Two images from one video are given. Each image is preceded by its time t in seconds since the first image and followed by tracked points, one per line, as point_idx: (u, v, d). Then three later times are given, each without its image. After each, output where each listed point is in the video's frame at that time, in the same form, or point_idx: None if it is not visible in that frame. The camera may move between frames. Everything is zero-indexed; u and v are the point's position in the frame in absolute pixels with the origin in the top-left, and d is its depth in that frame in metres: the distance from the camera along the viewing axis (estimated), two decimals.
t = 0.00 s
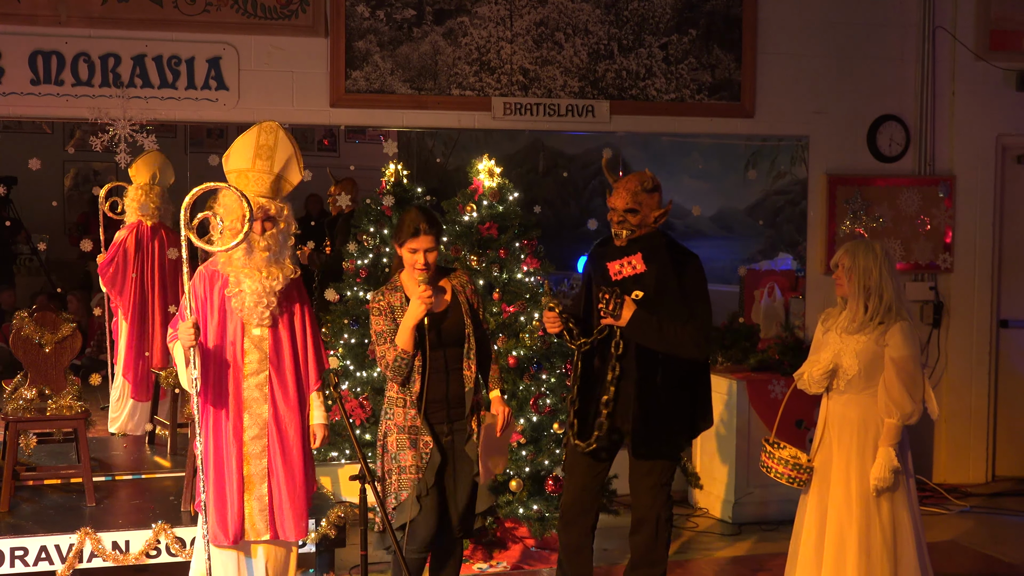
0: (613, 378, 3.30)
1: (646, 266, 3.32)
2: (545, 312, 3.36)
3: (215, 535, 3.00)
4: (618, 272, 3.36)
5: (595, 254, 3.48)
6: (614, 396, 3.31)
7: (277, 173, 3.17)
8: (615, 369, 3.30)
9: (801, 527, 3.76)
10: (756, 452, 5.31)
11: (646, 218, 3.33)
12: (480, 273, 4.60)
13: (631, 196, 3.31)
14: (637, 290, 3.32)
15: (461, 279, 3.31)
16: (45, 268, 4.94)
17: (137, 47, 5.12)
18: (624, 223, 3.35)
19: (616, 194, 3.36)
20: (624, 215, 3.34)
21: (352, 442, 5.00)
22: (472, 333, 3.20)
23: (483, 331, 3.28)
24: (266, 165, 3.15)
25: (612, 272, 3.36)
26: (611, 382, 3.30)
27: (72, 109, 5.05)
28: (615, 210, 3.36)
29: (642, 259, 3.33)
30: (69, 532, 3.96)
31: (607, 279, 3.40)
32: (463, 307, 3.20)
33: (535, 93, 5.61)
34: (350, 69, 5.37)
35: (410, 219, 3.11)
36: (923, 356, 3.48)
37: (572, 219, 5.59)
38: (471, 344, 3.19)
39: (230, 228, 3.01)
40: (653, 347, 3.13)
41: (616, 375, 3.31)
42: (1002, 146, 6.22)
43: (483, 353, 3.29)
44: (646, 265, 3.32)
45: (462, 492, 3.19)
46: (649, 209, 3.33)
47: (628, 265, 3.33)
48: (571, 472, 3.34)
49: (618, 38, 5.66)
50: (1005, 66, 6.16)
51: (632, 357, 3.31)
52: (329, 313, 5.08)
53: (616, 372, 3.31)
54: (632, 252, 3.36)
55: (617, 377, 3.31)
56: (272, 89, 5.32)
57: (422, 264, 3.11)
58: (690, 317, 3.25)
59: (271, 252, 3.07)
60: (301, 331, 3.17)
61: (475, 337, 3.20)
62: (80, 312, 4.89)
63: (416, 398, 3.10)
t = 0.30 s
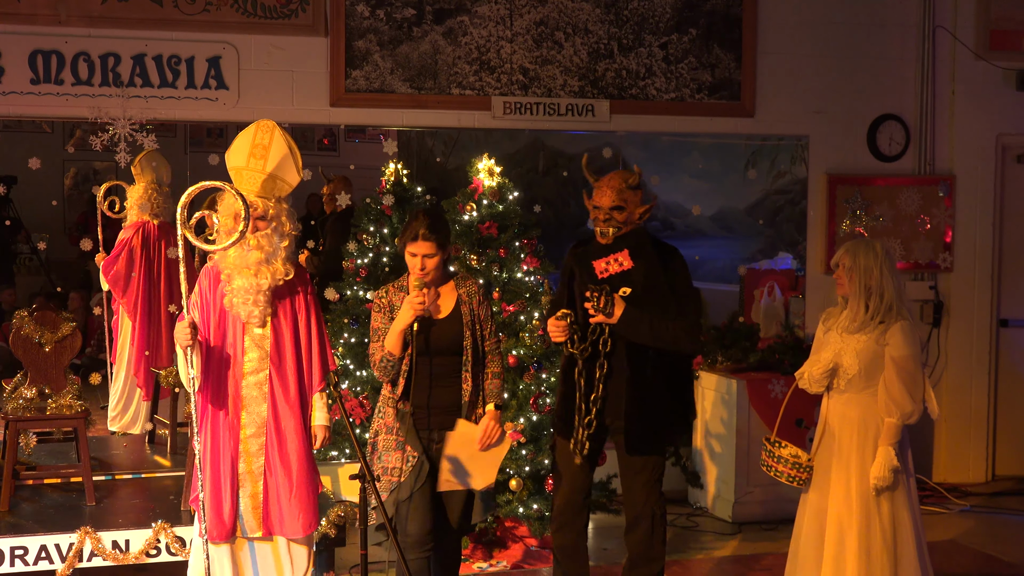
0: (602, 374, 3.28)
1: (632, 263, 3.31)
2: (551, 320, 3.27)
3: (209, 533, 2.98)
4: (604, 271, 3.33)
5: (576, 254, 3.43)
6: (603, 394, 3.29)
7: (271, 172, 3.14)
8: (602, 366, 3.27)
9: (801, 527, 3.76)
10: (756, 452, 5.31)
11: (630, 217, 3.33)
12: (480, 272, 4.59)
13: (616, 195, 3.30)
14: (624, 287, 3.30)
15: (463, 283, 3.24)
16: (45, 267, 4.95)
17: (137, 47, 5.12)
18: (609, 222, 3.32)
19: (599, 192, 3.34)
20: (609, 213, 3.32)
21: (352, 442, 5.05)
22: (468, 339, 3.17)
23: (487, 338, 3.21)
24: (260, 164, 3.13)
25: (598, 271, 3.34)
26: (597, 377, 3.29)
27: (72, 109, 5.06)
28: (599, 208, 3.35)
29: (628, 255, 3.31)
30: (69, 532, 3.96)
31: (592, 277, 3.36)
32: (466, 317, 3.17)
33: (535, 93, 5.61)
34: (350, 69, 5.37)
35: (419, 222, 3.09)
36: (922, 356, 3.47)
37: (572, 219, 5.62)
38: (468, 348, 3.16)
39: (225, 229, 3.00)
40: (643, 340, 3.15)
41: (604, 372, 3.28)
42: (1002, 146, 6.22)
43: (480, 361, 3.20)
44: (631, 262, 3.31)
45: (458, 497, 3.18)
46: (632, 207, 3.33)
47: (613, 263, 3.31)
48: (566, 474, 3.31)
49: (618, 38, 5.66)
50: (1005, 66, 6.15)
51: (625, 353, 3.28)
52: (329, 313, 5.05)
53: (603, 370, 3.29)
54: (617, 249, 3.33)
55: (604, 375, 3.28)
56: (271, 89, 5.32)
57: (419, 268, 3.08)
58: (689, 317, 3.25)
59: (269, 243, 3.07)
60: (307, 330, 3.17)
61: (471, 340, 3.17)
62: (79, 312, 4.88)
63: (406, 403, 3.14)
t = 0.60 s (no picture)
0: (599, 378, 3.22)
1: (610, 266, 3.28)
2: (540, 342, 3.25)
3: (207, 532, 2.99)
4: (582, 277, 3.30)
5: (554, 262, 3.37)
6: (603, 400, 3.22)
7: (266, 170, 3.13)
8: (599, 371, 3.22)
9: (801, 527, 3.76)
10: (755, 452, 5.31)
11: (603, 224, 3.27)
12: (480, 273, 4.59)
13: (588, 205, 3.20)
14: (604, 291, 3.26)
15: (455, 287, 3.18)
16: (45, 267, 4.94)
17: (137, 47, 5.12)
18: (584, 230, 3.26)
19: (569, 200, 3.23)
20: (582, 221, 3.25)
21: (352, 442, 5.06)
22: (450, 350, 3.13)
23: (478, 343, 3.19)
24: (256, 163, 3.12)
25: (577, 278, 3.30)
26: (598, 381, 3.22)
27: (72, 109, 5.05)
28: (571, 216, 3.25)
29: (605, 259, 3.29)
30: (69, 532, 3.96)
31: (571, 285, 3.32)
32: (446, 316, 3.14)
33: (535, 93, 5.60)
34: (350, 69, 5.37)
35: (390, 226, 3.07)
36: (924, 356, 3.47)
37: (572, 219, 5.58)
38: (456, 350, 3.15)
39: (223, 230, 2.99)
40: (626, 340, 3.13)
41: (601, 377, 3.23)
42: (1002, 146, 6.21)
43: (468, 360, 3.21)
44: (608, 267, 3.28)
45: (459, 504, 3.13)
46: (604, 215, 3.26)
47: (593, 268, 3.29)
48: (566, 475, 3.31)
49: (618, 37, 5.66)
50: (1005, 65, 6.15)
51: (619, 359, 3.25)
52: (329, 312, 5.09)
53: (601, 375, 3.23)
54: (594, 253, 3.30)
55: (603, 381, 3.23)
56: (271, 88, 5.31)
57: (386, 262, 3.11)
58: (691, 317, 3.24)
59: (268, 238, 3.07)
60: (310, 329, 3.15)
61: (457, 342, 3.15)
62: (80, 312, 4.92)
63: (398, 404, 3.16)
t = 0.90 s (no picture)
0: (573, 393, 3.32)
1: (572, 287, 3.26)
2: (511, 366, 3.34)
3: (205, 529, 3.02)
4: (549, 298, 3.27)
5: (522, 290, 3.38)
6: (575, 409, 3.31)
7: (254, 166, 3.17)
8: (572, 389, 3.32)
9: (800, 528, 3.76)
10: (755, 452, 5.31)
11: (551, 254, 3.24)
12: (480, 273, 4.59)
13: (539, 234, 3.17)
14: (573, 310, 3.26)
15: (450, 293, 3.13)
16: (45, 267, 4.94)
17: (137, 47, 5.12)
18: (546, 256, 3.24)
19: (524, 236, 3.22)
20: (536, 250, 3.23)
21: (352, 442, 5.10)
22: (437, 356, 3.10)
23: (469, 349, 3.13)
24: (245, 161, 3.18)
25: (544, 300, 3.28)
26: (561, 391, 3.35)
27: (72, 109, 5.05)
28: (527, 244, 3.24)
29: (566, 281, 3.27)
30: (69, 532, 3.96)
31: (543, 307, 3.33)
32: (430, 321, 3.10)
33: (535, 93, 5.61)
34: (350, 69, 5.37)
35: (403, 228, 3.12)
36: (924, 357, 3.46)
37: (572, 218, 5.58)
38: (446, 355, 3.12)
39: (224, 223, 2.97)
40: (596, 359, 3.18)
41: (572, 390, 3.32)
42: (1002, 146, 6.21)
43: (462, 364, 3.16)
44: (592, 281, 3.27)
45: (447, 502, 3.09)
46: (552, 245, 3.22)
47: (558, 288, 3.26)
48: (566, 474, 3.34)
49: (617, 37, 5.67)
50: (1005, 65, 6.14)
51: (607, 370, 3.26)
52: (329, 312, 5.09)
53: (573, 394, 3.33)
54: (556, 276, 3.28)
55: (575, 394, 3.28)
56: (271, 88, 5.31)
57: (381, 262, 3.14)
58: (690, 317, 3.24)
59: (268, 240, 3.08)
60: (314, 329, 3.16)
61: (452, 346, 3.12)
62: (79, 312, 4.89)
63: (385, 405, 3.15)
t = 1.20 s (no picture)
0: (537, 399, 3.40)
1: (547, 301, 3.33)
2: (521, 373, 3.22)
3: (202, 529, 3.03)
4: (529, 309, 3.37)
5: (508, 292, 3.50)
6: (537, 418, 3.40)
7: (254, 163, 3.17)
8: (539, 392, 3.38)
9: (801, 527, 3.76)
10: (755, 452, 5.31)
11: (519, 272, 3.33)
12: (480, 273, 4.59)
13: (503, 255, 3.26)
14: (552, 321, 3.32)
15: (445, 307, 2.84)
16: (45, 267, 4.94)
17: (137, 47, 5.12)
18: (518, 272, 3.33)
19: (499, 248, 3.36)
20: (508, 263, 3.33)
21: (352, 442, 5.07)
22: (426, 371, 2.87)
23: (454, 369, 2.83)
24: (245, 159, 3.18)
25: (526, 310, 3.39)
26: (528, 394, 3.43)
27: (72, 109, 5.05)
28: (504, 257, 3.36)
29: (541, 294, 3.34)
30: (69, 532, 3.96)
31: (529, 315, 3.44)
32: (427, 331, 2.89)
33: (535, 93, 5.61)
34: (350, 69, 5.37)
35: (432, 236, 2.90)
36: (923, 357, 3.46)
37: (571, 217, 5.55)
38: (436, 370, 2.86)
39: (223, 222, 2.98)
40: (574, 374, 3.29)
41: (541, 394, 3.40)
42: (1002, 146, 6.21)
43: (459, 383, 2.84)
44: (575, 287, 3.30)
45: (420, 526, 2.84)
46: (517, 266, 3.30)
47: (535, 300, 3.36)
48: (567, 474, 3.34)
49: (618, 37, 5.67)
50: (1005, 65, 6.14)
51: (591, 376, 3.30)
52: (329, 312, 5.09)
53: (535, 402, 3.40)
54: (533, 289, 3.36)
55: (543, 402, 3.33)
56: (271, 88, 5.31)
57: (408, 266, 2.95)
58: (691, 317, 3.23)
59: (268, 237, 3.06)
60: (314, 329, 3.16)
61: (444, 363, 2.86)
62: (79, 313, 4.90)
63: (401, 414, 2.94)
